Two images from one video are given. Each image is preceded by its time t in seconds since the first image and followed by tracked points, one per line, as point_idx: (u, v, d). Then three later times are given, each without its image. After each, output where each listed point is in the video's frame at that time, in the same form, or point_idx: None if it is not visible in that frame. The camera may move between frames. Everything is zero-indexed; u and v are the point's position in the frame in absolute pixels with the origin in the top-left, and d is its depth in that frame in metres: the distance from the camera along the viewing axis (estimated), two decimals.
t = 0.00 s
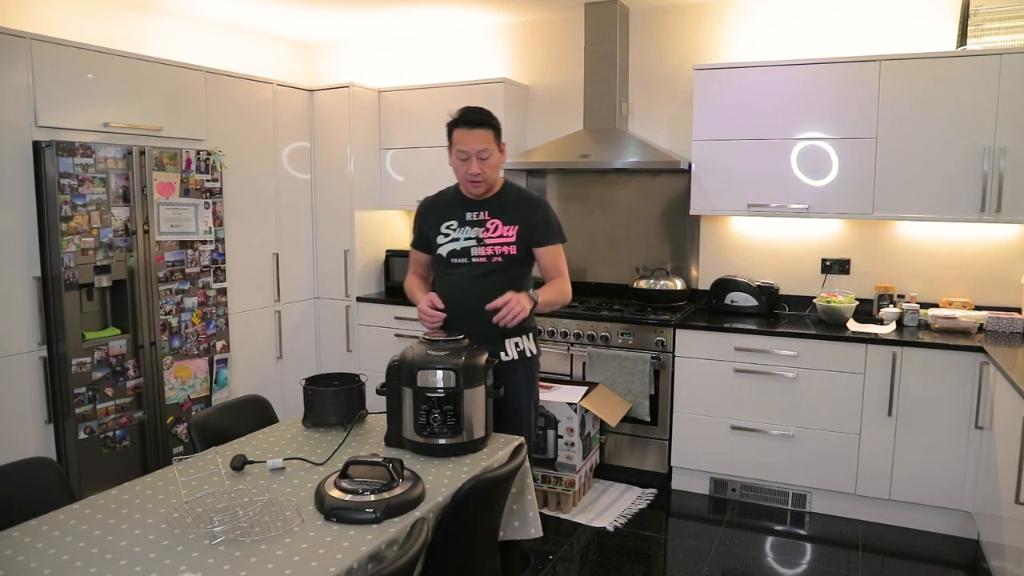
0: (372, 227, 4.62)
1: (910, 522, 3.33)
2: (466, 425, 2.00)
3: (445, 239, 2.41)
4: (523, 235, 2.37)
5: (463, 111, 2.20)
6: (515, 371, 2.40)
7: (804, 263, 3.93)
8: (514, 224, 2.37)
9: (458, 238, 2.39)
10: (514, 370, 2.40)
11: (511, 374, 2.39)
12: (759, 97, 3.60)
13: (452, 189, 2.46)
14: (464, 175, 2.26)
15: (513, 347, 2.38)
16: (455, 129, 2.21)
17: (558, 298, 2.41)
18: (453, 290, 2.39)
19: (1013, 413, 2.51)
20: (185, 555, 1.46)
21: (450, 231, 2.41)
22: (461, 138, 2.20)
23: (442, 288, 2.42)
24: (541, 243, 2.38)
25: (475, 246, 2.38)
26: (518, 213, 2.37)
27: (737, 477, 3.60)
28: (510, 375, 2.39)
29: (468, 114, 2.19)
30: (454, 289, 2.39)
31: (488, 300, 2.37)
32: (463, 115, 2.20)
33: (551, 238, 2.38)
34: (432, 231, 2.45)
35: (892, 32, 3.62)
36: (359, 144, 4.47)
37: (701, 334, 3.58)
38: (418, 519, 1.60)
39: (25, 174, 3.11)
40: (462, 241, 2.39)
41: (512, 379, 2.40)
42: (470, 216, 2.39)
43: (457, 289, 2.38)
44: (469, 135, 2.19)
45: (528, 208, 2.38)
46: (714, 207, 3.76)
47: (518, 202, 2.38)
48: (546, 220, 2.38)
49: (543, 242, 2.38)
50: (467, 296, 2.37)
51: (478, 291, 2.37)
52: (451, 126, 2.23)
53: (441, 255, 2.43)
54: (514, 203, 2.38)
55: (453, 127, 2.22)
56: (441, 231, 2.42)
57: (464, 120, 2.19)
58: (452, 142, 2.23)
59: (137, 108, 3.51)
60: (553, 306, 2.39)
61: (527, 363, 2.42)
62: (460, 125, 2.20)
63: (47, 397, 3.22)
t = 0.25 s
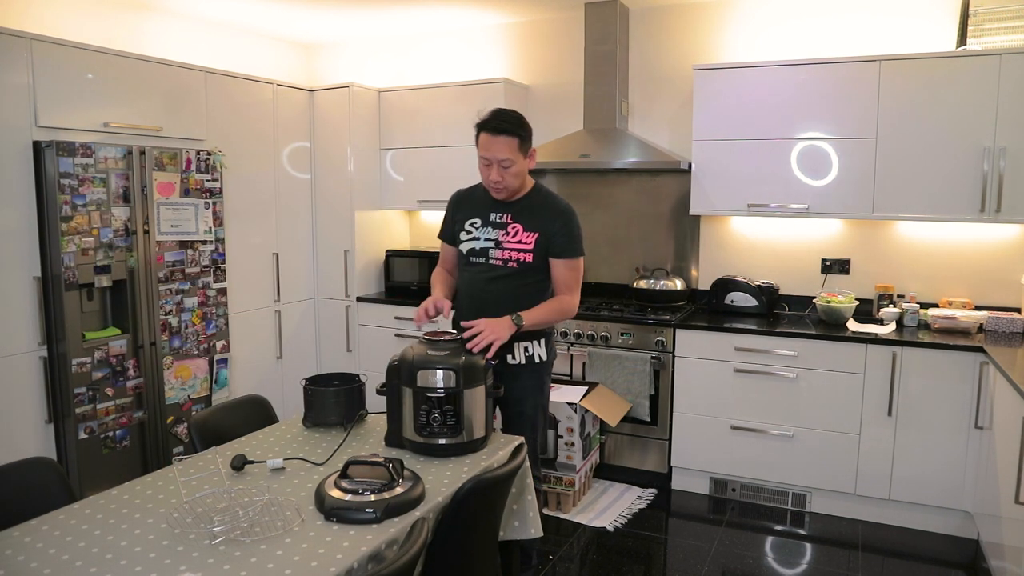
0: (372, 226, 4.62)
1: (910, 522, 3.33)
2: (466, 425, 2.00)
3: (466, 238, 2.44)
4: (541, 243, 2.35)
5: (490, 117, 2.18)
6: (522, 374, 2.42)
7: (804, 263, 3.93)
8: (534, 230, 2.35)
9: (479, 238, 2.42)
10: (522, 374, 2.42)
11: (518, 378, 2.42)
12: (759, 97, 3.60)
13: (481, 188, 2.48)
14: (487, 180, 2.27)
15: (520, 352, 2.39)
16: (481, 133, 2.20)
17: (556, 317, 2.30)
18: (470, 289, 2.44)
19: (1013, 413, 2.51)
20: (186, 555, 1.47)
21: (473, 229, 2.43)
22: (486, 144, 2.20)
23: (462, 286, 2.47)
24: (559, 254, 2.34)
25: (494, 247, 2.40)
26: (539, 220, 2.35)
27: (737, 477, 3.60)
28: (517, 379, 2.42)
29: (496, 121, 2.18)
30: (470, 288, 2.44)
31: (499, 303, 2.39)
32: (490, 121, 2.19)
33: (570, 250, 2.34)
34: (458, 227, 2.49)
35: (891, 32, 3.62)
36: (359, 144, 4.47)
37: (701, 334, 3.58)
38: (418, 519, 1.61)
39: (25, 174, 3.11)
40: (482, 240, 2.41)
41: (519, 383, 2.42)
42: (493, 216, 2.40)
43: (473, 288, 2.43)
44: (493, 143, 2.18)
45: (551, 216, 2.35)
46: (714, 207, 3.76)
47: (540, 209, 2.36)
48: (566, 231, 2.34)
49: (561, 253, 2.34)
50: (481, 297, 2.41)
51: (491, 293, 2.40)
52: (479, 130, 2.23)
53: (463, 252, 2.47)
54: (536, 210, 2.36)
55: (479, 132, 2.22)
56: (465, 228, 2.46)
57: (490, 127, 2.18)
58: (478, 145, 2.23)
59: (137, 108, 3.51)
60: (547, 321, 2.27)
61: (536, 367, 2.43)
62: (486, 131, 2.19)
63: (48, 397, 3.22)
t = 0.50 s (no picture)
0: (372, 226, 4.62)
1: (910, 522, 3.33)
2: (466, 425, 2.00)
3: (475, 238, 2.44)
4: (550, 244, 2.35)
5: (504, 113, 2.19)
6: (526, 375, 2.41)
7: (804, 263, 3.93)
8: (543, 230, 2.35)
9: (488, 238, 2.41)
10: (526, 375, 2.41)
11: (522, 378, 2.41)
12: (759, 97, 3.60)
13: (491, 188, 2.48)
14: (498, 177, 2.26)
15: (526, 352, 2.39)
16: (494, 129, 2.21)
17: (565, 318, 2.29)
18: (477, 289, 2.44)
19: (1013, 413, 2.51)
20: (186, 555, 1.47)
21: (481, 229, 2.43)
22: (499, 139, 2.20)
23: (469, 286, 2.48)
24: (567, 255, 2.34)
25: (502, 248, 2.40)
26: (549, 221, 2.35)
27: (737, 476, 3.60)
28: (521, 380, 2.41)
29: (509, 117, 2.19)
30: (478, 287, 2.44)
31: (507, 303, 2.40)
32: (504, 117, 2.20)
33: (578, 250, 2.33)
34: (466, 227, 2.49)
35: (891, 32, 3.62)
36: (359, 144, 4.47)
37: (701, 334, 3.58)
38: (417, 519, 1.61)
39: (25, 174, 3.11)
40: (491, 240, 2.41)
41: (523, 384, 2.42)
42: (502, 217, 2.40)
43: (480, 288, 2.43)
44: (506, 137, 2.19)
45: (559, 217, 2.35)
46: (714, 207, 3.76)
47: (549, 210, 2.36)
48: (574, 232, 2.34)
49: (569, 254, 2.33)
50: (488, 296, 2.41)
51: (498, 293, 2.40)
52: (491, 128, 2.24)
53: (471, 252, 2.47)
54: (545, 211, 2.36)
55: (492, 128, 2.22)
56: (473, 228, 2.46)
57: (504, 122, 2.19)
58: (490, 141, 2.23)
59: (137, 108, 3.51)
60: (554, 323, 2.26)
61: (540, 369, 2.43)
62: (499, 126, 2.19)
63: (47, 396, 3.22)
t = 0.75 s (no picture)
0: (371, 226, 4.62)
1: (910, 522, 3.33)
2: (466, 425, 2.00)
3: (474, 238, 2.43)
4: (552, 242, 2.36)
5: (508, 106, 2.22)
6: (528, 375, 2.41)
7: (804, 263, 3.93)
8: (544, 229, 2.36)
9: (488, 238, 2.40)
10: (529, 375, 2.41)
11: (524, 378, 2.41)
12: (759, 97, 3.60)
13: (487, 187, 2.47)
14: (505, 171, 2.26)
15: (530, 351, 2.39)
16: (499, 122, 2.23)
17: (572, 313, 2.32)
18: (478, 290, 2.42)
19: (1013, 413, 2.51)
20: (186, 555, 1.47)
21: (481, 230, 2.42)
22: (505, 131, 2.21)
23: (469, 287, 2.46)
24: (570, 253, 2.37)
25: (504, 247, 2.39)
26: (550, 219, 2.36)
27: (737, 476, 3.60)
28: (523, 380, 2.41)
29: (514, 110, 2.22)
30: (479, 288, 2.42)
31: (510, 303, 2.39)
32: (508, 110, 2.23)
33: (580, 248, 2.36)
34: (464, 228, 2.47)
35: (891, 32, 3.63)
36: (359, 144, 4.47)
37: (701, 334, 3.58)
38: (418, 519, 1.61)
39: (25, 174, 3.11)
40: (492, 241, 2.40)
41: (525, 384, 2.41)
42: (502, 216, 2.39)
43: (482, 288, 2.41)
44: (513, 128, 2.20)
45: (560, 216, 2.37)
46: (714, 207, 3.76)
47: (549, 209, 2.37)
48: (576, 231, 2.36)
49: (571, 252, 2.36)
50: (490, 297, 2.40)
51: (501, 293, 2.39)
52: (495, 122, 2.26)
53: (470, 253, 2.45)
54: (545, 210, 2.37)
55: (497, 122, 2.24)
56: (472, 229, 2.44)
57: (509, 114, 2.22)
58: (495, 135, 2.24)
59: (137, 108, 3.51)
60: (562, 317, 2.28)
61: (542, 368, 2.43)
62: (505, 118, 2.21)
63: (47, 396, 3.22)
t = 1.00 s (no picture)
0: (371, 226, 4.62)
1: (910, 522, 3.33)
2: (466, 425, 2.00)
3: (464, 238, 2.41)
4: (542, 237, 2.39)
5: (492, 104, 2.24)
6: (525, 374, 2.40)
7: (804, 263, 3.93)
8: (535, 225, 2.38)
9: (478, 237, 2.39)
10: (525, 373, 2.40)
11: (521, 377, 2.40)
12: (759, 97, 3.60)
13: (470, 188, 2.46)
14: (491, 168, 2.27)
15: (526, 348, 2.38)
16: (483, 121, 2.24)
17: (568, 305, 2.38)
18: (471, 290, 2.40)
19: (1013, 412, 2.51)
20: (186, 555, 1.47)
21: (469, 230, 2.41)
22: (489, 129, 2.22)
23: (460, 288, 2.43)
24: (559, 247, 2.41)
25: (495, 246, 2.38)
26: (539, 215, 2.39)
27: (737, 476, 3.60)
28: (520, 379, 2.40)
29: (498, 108, 2.24)
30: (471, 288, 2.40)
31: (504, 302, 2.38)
32: (492, 108, 2.24)
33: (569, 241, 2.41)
34: (450, 229, 2.44)
35: (891, 32, 3.62)
36: (359, 144, 4.47)
37: (701, 334, 3.58)
38: (418, 519, 1.61)
39: (25, 174, 3.11)
40: (481, 240, 2.39)
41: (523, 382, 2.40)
42: (490, 215, 2.39)
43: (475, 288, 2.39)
44: (497, 126, 2.22)
45: (548, 212, 2.40)
46: (714, 207, 3.76)
47: (538, 205, 2.40)
48: (564, 226, 2.41)
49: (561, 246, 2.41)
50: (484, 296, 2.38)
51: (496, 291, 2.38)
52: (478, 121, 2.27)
53: (459, 254, 2.43)
54: (534, 207, 2.39)
55: (481, 121, 2.25)
56: (459, 229, 2.42)
57: (493, 113, 2.23)
58: (480, 134, 2.25)
59: (137, 108, 3.51)
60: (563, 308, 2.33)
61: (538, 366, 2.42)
62: (489, 117, 2.23)
63: (47, 396, 3.23)
